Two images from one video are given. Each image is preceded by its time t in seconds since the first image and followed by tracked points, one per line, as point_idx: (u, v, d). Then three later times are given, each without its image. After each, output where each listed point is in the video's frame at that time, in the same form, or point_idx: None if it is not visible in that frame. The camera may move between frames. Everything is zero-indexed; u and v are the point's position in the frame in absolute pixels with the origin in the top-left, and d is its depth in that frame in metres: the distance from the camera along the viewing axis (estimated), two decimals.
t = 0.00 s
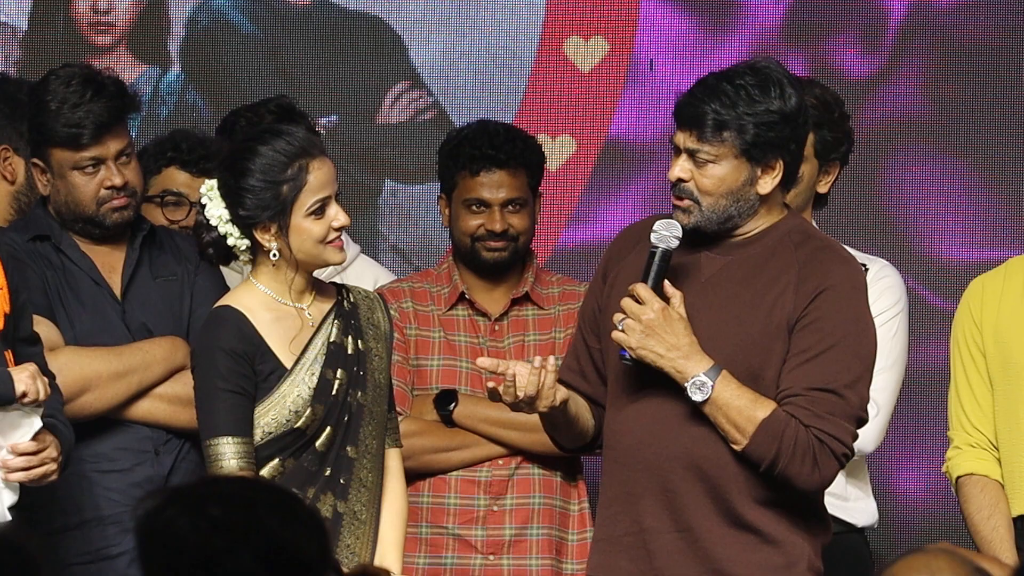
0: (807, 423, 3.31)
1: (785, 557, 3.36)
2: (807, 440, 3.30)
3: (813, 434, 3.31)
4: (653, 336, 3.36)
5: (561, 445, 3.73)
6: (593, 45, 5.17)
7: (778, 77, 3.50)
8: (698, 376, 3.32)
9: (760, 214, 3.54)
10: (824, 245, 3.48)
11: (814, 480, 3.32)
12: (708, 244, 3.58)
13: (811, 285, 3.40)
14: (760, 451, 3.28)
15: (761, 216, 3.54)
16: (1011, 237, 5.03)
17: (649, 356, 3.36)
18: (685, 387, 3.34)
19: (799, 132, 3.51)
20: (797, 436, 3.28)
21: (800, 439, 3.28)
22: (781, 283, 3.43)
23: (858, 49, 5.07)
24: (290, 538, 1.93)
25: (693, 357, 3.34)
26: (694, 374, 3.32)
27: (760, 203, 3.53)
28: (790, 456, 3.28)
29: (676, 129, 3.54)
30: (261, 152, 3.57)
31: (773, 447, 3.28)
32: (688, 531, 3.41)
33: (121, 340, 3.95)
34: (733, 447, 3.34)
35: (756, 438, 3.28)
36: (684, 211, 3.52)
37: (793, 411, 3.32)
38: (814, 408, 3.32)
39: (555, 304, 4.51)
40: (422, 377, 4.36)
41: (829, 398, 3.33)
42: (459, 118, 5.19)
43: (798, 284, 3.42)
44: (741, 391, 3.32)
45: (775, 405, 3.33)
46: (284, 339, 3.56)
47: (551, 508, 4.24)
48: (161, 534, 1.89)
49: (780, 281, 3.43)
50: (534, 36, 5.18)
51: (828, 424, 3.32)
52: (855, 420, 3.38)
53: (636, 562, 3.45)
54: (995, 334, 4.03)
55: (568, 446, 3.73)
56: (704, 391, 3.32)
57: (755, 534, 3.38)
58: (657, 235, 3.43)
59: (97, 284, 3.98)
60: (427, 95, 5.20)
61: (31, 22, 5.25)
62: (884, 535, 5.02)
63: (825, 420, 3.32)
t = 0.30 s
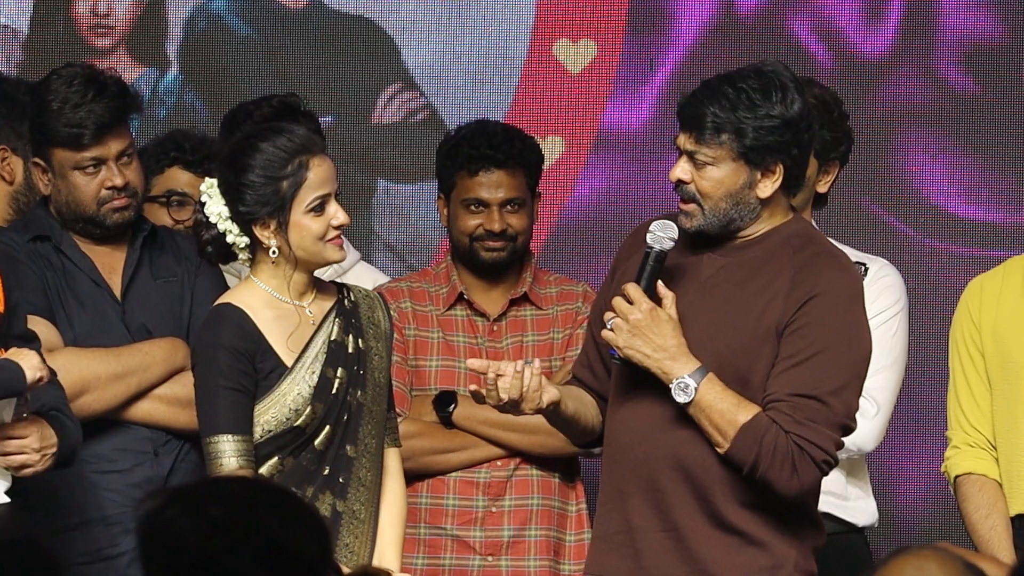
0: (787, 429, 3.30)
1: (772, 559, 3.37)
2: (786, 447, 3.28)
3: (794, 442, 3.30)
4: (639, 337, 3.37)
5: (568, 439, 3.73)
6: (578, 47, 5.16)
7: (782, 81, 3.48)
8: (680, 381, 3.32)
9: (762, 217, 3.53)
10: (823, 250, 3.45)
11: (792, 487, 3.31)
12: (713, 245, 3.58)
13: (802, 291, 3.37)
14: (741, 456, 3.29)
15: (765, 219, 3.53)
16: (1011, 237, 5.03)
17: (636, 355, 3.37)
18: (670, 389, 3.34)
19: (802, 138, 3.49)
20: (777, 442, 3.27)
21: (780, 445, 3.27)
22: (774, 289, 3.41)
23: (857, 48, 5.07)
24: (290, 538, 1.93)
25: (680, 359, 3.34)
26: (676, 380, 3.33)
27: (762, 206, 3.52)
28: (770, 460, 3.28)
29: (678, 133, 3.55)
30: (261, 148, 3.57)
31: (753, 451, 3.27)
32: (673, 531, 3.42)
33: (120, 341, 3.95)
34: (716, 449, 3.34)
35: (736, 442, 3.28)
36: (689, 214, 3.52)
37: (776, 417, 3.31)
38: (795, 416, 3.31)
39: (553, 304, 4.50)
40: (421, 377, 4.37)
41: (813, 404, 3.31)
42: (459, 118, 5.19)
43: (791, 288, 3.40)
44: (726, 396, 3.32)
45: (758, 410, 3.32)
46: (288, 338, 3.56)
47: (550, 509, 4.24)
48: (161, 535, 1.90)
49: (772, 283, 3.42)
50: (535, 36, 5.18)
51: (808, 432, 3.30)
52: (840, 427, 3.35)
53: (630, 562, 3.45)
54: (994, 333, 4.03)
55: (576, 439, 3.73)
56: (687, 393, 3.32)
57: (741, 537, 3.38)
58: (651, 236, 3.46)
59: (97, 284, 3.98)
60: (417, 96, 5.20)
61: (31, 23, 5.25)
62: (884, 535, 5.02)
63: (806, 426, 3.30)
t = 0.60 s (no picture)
0: (789, 430, 3.31)
1: (767, 557, 3.38)
2: (788, 447, 3.29)
3: (795, 441, 3.31)
4: (639, 337, 3.36)
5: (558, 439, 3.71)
6: (550, 49, 5.16)
7: (789, 78, 3.51)
8: (681, 380, 3.32)
9: (762, 215, 3.54)
10: (817, 249, 3.45)
11: (794, 487, 3.32)
12: (711, 242, 3.57)
13: (798, 292, 3.38)
14: (741, 456, 3.29)
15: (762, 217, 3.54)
16: (1011, 238, 5.03)
17: (636, 356, 3.37)
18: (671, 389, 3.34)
19: (805, 135, 3.52)
20: (777, 443, 3.28)
21: (780, 446, 3.28)
22: (771, 290, 3.40)
23: (857, 48, 5.07)
24: (290, 538, 1.95)
25: (680, 359, 3.34)
26: (680, 377, 3.32)
27: (762, 202, 3.53)
28: (771, 460, 3.28)
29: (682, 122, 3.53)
30: (263, 147, 3.58)
31: (755, 451, 3.28)
32: (670, 530, 3.42)
33: (120, 341, 3.95)
34: (717, 450, 3.35)
35: (737, 443, 3.29)
36: (689, 206, 3.51)
37: (776, 418, 3.32)
38: (796, 415, 3.31)
39: (552, 304, 4.50)
40: (421, 377, 4.36)
41: (813, 404, 3.32)
42: (459, 118, 5.19)
43: (786, 289, 3.40)
44: (726, 396, 3.32)
45: (758, 411, 3.32)
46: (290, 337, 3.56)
47: (550, 509, 4.24)
48: (162, 537, 1.92)
49: (771, 286, 3.41)
50: (535, 36, 5.17)
51: (809, 432, 3.31)
52: (839, 427, 3.36)
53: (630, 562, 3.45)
54: (992, 333, 4.03)
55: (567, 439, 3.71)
56: (689, 393, 3.32)
57: (739, 536, 3.39)
58: (649, 236, 3.43)
59: (97, 284, 3.97)
60: (413, 96, 5.20)
61: (31, 23, 5.25)
62: (884, 534, 5.02)
63: (807, 427, 3.31)
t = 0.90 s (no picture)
0: (793, 431, 3.32)
1: (761, 557, 3.39)
2: (792, 448, 3.31)
3: (799, 442, 3.32)
4: (639, 344, 3.34)
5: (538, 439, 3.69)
6: (559, 52, 5.16)
7: (775, 80, 3.50)
8: (683, 385, 3.32)
9: (748, 217, 3.53)
10: (809, 250, 3.46)
11: (799, 489, 3.34)
12: (695, 242, 3.57)
13: (796, 292, 3.38)
14: (746, 459, 3.30)
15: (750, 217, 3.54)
16: (1011, 238, 5.03)
17: (635, 363, 3.34)
18: (672, 395, 3.33)
19: (791, 137, 3.52)
20: (782, 444, 3.29)
21: (786, 447, 3.30)
22: (766, 292, 3.41)
23: (857, 49, 5.07)
24: (290, 538, 1.95)
25: (680, 364, 3.33)
26: (681, 383, 3.32)
27: (748, 203, 3.52)
28: (776, 463, 3.30)
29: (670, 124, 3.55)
30: (263, 147, 3.58)
31: (759, 454, 3.29)
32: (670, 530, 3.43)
33: (120, 341, 3.95)
34: (719, 453, 3.35)
35: (741, 446, 3.29)
36: (673, 206, 3.51)
37: (779, 420, 3.33)
38: (799, 416, 3.33)
39: (554, 304, 4.51)
40: (422, 377, 4.36)
41: (815, 405, 3.34)
42: (459, 117, 5.20)
43: (783, 289, 3.40)
44: (728, 399, 3.32)
45: (761, 413, 3.33)
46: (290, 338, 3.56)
47: (550, 509, 4.23)
48: (161, 535, 1.92)
49: (766, 287, 3.41)
50: (535, 36, 5.17)
51: (814, 433, 3.33)
52: (840, 426, 3.39)
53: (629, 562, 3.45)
54: (990, 334, 4.03)
55: (546, 441, 3.70)
56: (690, 399, 3.31)
57: (733, 535, 3.40)
58: (642, 241, 3.42)
59: (97, 285, 3.97)
60: (404, 98, 5.20)
61: (31, 23, 5.25)
62: (884, 534, 5.02)
63: (812, 428, 3.33)
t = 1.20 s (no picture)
0: (786, 430, 3.33)
1: (751, 555, 3.39)
2: (787, 447, 3.32)
3: (793, 441, 3.33)
4: (631, 347, 3.32)
5: (515, 435, 3.70)
6: (549, 53, 5.16)
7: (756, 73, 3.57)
8: (677, 386, 3.31)
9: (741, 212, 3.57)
10: (792, 249, 3.48)
11: (793, 488, 3.34)
12: (689, 241, 3.56)
13: (781, 292, 3.39)
14: (741, 460, 3.30)
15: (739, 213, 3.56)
16: (1011, 238, 5.03)
17: (627, 366, 3.33)
18: (664, 398, 3.33)
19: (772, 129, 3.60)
20: (777, 444, 3.30)
21: (780, 447, 3.30)
22: (751, 291, 3.42)
23: (857, 49, 5.08)
24: (290, 538, 1.95)
25: (671, 366, 3.32)
26: (674, 385, 3.31)
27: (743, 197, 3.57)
28: (771, 462, 3.30)
29: (668, 118, 3.52)
30: (260, 148, 3.58)
31: (754, 453, 3.29)
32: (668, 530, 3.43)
33: (120, 341, 3.95)
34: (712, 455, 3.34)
35: (736, 446, 3.29)
36: (678, 203, 3.50)
37: (772, 419, 3.34)
38: (792, 415, 3.34)
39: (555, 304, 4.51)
40: (423, 377, 4.36)
41: (807, 404, 3.36)
42: (459, 117, 5.19)
43: (768, 289, 3.41)
44: (721, 400, 3.32)
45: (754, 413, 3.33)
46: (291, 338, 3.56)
47: (550, 508, 4.24)
48: (163, 535, 1.93)
49: (751, 285, 3.42)
50: (535, 36, 5.17)
51: (807, 431, 3.34)
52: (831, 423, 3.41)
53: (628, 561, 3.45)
54: (988, 334, 4.03)
55: (520, 440, 3.71)
56: (684, 400, 3.31)
57: (722, 535, 3.40)
58: (630, 244, 3.45)
59: (97, 285, 3.97)
60: (396, 100, 5.21)
61: (31, 23, 5.25)
62: (884, 535, 5.02)
63: (806, 427, 3.35)
